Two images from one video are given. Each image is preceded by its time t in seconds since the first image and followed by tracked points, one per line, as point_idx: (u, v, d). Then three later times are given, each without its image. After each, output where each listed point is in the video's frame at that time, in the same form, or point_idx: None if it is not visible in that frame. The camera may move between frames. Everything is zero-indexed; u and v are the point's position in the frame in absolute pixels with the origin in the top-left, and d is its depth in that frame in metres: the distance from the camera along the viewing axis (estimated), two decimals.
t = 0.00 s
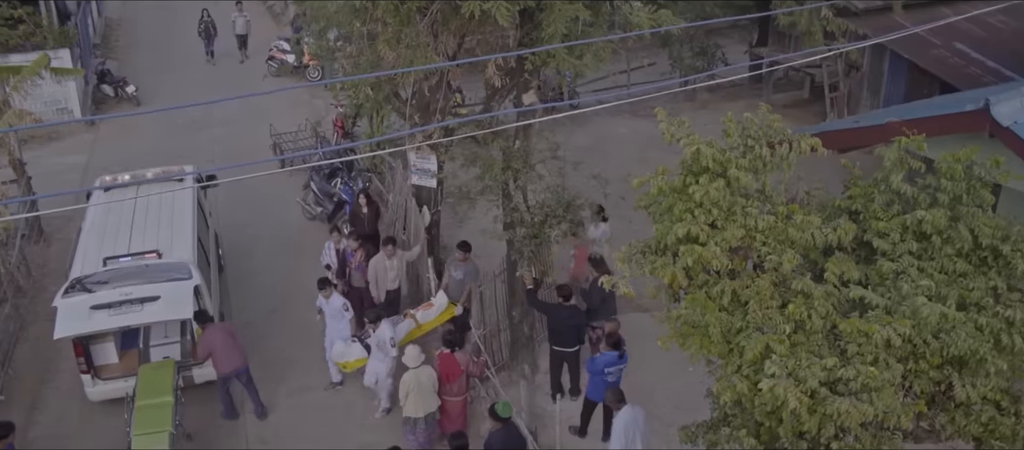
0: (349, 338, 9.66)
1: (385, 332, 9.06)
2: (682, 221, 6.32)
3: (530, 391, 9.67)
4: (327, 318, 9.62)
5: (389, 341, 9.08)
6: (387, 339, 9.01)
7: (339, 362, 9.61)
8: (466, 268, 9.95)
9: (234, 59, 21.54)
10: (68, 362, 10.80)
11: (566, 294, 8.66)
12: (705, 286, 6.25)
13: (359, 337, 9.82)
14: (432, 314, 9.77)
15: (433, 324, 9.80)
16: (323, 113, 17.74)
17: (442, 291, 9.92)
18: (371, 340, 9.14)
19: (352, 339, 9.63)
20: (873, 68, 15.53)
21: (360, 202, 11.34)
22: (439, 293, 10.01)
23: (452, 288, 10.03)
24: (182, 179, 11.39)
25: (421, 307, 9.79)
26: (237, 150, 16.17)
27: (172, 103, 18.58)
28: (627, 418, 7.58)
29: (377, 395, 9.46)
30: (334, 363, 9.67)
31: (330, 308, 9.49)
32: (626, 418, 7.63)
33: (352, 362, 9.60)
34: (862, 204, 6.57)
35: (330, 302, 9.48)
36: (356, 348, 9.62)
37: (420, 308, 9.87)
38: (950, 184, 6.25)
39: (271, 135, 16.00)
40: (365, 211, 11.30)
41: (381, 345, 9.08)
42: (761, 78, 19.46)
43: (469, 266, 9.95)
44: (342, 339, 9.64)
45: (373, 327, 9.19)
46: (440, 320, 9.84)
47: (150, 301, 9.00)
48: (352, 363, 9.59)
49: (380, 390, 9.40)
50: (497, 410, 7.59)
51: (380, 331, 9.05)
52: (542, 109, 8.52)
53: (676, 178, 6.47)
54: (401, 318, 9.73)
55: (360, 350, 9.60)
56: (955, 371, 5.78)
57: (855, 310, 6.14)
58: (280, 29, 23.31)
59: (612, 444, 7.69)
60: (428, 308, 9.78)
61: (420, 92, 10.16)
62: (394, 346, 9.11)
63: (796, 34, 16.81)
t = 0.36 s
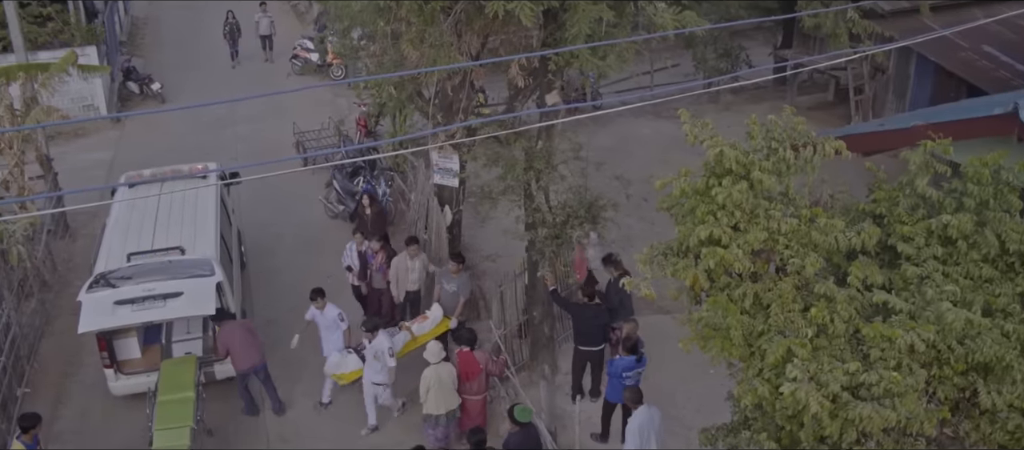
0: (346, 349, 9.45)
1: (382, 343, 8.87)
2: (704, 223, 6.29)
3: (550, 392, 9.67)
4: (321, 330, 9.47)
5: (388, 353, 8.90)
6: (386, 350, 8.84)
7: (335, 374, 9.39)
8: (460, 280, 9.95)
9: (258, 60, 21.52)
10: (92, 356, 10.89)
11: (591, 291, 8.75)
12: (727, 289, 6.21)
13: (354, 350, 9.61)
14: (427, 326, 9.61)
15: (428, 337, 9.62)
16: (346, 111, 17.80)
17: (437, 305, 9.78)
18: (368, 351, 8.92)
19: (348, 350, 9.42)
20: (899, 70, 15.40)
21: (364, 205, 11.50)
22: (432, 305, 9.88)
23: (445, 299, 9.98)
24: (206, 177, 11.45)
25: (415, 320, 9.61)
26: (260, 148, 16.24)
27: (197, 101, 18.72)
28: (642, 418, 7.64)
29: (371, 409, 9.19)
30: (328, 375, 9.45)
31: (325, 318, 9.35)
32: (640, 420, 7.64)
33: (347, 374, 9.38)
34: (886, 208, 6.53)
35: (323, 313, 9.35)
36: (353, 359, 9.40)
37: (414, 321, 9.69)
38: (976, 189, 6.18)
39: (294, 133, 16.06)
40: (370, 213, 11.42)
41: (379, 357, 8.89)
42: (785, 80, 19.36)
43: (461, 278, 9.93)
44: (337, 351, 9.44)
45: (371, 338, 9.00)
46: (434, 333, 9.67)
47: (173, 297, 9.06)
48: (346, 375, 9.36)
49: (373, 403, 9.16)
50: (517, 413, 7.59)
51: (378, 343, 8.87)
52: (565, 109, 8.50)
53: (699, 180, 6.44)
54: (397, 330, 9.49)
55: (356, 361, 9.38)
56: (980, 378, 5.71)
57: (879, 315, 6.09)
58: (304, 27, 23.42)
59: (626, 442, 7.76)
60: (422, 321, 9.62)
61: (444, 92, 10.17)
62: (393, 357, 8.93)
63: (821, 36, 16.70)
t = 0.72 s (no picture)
0: (341, 358, 9.25)
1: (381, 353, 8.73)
2: (723, 224, 6.26)
3: (567, 393, 9.67)
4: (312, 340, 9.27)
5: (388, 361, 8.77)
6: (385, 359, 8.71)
7: (330, 384, 9.17)
8: (452, 288, 9.90)
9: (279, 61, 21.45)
10: (111, 352, 10.96)
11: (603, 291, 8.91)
12: (745, 291, 6.18)
13: (349, 357, 9.42)
14: (421, 334, 9.47)
15: (422, 345, 9.48)
16: (366, 110, 17.85)
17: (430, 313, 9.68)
18: (367, 361, 8.77)
19: (342, 359, 9.22)
20: (921, 73, 15.30)
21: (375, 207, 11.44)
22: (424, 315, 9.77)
23: (438, 307, 9.91)
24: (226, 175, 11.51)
25: (408, 328, 9.47)
26: (279, 146, 16.31)
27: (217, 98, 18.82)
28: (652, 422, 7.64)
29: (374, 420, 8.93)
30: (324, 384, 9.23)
31: (320, 327, 9.17)
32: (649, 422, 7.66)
33: (343, 383, 9.16)
34: (907, 211, 6.49)
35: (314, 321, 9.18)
36: (349, 368, 9.18)
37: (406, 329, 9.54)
38: (999, 193, 6.13)
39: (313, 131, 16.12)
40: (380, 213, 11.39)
41: (379, 366, 8.76)
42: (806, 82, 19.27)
43: (455, 285, 9.89)
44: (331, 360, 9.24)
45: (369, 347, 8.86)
46: (428, 341, 9.53)
47: (192, 293, 9.11)
48: (342, 385, 9.14)
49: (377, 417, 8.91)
50: (534, 412, 7.58)
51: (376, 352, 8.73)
52: (584, 109, 8.49)
53: (718, 181, 6.42)
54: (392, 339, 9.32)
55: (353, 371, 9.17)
56: (1001, 383, 5.66)
57: (898, 319, 6.04)
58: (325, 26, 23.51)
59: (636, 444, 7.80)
60: (416, 329, 9.49)
61: (463, 91, 10.17)
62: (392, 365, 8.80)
63: (843, 37, 16.61)
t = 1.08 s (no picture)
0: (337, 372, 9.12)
1: (378, 366, 8.55)
2: (741, 227, 6.23)
3: (584, 394, 9.66)
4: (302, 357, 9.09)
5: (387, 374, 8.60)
6: (383, 372, 8.53)
7: (327, 398, 9.06)
8: (443, 294, 9.69)
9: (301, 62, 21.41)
10: (130, 348, 11.03)
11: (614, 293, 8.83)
12: (763, 293, 6.15)
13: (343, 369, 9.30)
14: (416, 342, 9.48)
15: (417, 354, 9.51)
16: (385, 109, 17.91)
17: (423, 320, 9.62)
18: (364, 375, 8.61)
19: (337, 372, 9.10)
20: (944, 75, 15.19)
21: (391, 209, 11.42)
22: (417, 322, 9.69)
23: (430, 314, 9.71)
24: (245, 173, 11.56)
25: (403, 337, 9.46)
26: (299, 145, 16.38)
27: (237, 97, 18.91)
28: (663, 425, 7.75)
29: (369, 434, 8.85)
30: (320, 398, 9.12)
31: (310, 343, 8.98)
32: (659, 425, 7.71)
33: (342, 397, 9.07)
34: (928, 214, 6.44)
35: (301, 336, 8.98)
36: (348, 381, 9.10)
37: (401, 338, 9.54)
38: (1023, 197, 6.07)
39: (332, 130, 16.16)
40: (397, 215, 11.33)
41: (377, 380, 8.58)
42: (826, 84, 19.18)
43: (445, 291, 9.68)
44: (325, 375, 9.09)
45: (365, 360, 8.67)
46: (421, 350, 9.54)
47: (210, 291, 9.15)
48: (340, 399, 9.04)
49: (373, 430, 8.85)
50: (551, 408, 7.59)
51: (373, 366, 8.55)
52: (604, 109, 8.48)
53: (737, 183, 6.39)
54: (388, 349, 9.33)
55: (350, 384, 9.07)
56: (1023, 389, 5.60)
57: (918, 323, 6.00)
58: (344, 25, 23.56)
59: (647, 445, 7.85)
60: (411, 337, 9.47)
61: (482, 91, 10.17)
62: (391, 378, 8.62)
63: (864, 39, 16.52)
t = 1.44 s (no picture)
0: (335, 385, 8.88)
1: (376, 374, 8.44)
2: (758, 229, 6.20)
3: (599, 395, 9.66)
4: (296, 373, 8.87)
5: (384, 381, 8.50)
6: (380, 379, 8.44)
7: (329, 413, 8.81)
8: (427, 299, 9.57)
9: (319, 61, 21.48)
10: (147, 345, 11.10)
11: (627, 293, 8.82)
12: (780, 296, 6.11)
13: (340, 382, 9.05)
14: (405, 349, 9.26)
15: (408, 359, 9.29)
16: (402, 109, 17.94)
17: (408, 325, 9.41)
18: (365, 387, 8.47)
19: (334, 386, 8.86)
20: (964, 77, 15.09)
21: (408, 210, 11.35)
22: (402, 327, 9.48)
23: (415, 319, 9.56)
24: (262, 171, 11.60)
25: (392, 345, 9.20)
26: (316, 144, 16.44)
27: (255, 95, 19.00)
28: (674, 424, 7.75)
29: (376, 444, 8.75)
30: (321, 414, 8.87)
31: (310, 361, 8.77)
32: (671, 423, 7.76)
33: (344, 411, 8.86)
34: (947, 218, 6.39)
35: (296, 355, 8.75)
36: (346, 395, 8.88)
37: (390, 345, 9.29)
38: None
39: (349, 130, 16.20)
40: (412, 218, 11.31)
41: (375, 389, 8.46)
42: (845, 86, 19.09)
43: (429, 296, 9.56)
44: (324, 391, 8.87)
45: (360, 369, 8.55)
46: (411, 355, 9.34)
47: (227, 288, 9.17)
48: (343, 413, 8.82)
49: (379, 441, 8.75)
50: (568, 407, 7.58)
51: (370, 375, 8.43)
52: (621, 110, 8.46)
53: (755, 184, 6.37)
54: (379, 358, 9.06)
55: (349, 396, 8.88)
56: None
57: (936, 327, 5.96)
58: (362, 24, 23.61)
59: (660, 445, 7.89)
60: (399, 343, 9.25)
61: (499, 91, 10.17)
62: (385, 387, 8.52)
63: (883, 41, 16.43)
